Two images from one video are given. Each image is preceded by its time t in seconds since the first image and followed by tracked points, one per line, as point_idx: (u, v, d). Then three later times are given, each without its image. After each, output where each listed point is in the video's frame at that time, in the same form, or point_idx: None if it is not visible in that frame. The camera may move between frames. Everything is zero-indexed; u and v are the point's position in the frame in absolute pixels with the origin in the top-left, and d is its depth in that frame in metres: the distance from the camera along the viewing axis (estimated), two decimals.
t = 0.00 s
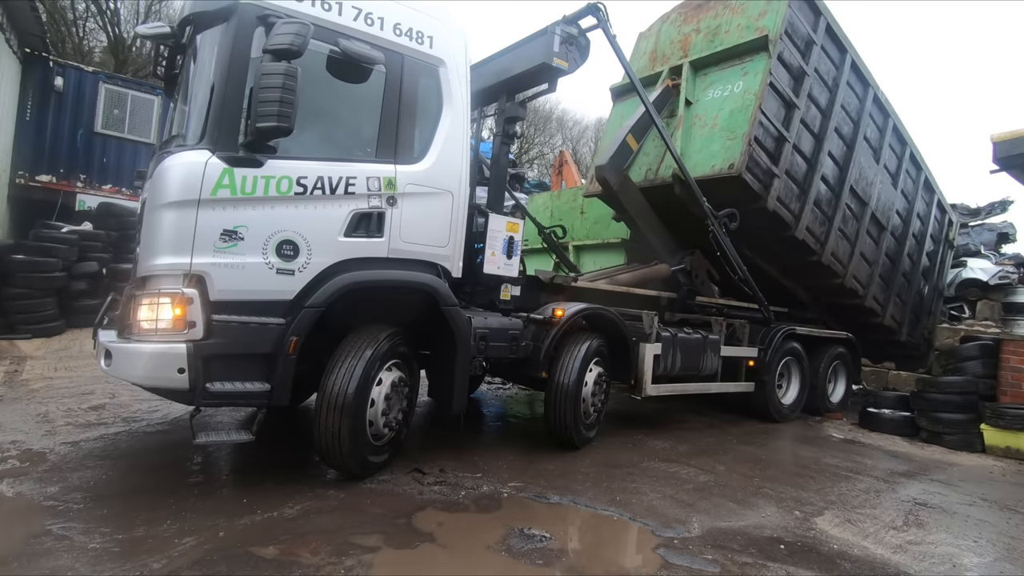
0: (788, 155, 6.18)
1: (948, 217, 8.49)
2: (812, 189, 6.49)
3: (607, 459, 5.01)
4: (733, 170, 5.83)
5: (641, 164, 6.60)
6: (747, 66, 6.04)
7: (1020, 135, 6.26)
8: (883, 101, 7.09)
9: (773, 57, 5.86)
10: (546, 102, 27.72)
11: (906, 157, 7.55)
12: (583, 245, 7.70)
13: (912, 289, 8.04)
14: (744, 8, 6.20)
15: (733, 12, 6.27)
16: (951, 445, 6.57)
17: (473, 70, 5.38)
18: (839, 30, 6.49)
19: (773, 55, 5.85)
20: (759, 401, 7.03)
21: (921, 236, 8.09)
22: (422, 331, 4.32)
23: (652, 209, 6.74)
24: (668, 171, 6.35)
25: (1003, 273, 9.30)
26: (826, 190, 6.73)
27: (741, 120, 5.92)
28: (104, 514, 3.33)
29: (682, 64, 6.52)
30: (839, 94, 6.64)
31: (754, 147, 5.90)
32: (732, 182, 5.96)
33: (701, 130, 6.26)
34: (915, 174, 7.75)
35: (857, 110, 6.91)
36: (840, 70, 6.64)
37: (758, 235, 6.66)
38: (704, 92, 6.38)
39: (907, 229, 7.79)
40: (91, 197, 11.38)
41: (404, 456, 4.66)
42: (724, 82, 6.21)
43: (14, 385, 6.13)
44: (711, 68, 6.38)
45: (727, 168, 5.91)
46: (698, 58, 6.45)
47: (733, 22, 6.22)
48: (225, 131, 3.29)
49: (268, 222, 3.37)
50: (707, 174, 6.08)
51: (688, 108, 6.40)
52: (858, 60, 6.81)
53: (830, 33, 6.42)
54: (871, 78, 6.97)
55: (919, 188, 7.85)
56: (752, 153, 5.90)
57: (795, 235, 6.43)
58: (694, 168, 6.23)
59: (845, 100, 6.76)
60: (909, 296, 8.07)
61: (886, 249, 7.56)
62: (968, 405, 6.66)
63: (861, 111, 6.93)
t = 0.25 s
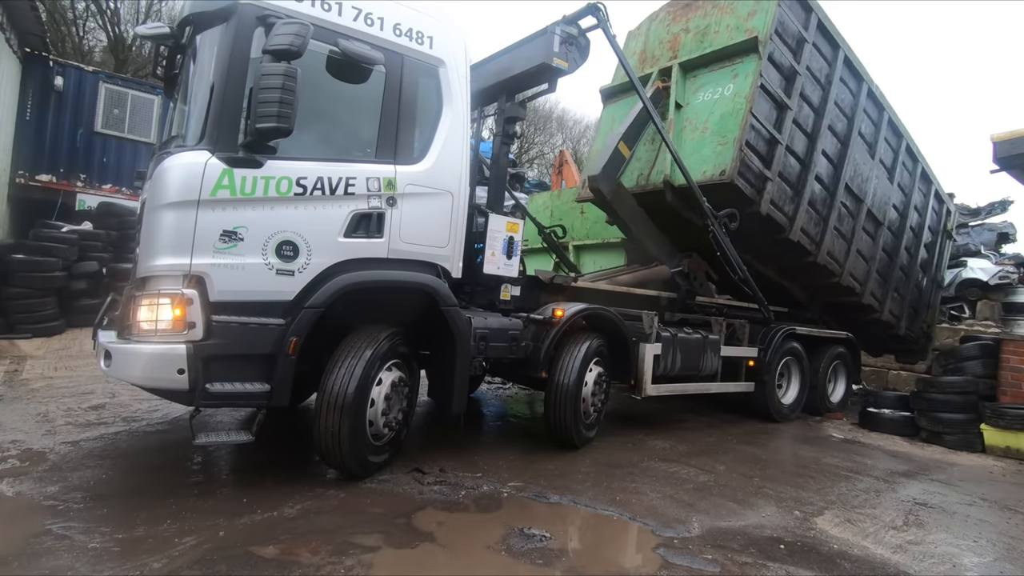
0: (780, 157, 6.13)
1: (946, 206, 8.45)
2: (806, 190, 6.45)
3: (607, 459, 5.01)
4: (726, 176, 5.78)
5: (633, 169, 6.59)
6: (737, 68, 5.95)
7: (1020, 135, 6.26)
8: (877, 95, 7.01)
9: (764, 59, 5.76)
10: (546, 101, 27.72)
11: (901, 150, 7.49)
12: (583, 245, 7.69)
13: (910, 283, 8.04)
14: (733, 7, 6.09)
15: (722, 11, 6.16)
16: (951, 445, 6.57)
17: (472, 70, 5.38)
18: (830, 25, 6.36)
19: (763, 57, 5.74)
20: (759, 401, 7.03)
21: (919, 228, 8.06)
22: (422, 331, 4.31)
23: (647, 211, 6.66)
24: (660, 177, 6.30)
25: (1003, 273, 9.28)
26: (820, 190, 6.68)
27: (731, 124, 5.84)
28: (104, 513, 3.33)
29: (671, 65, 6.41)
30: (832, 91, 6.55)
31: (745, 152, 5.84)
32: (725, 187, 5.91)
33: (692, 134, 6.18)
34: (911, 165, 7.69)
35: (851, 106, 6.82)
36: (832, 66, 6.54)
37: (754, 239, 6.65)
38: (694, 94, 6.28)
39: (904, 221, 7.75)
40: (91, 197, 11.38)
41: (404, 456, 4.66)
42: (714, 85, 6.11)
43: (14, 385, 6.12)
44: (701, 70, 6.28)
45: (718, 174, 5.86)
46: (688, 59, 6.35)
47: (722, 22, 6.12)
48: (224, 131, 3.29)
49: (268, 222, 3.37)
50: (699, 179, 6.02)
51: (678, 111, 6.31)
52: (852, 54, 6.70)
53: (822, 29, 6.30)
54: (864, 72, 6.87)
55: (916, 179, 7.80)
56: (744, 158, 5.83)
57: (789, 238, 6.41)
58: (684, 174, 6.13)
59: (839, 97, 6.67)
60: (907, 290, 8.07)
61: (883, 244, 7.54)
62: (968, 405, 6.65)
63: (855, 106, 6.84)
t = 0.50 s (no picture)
0: (773, 159, 6.10)
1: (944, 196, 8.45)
2: (800, 191, 6.43)
3: (607, 459, 5.01)
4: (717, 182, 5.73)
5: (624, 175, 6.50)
6: (727, 70, 5.87)
7: (1020, 135, 6.26)
8: (871, 90, 6.97)
9: (754, 62, 5.68)
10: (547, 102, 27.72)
11: (897, 144, 7.46)
12: (583, 245, 7.68)
13: (908, 278, 8.04)
14: (722, 7, 5.99)
15: (711, 10, 6.07)
16: (951, 445, 6.57)
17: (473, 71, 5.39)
18: (822, 21, 6.28)
19: (753, 59, 5.66)
20: (759, 400, 7.03)
21: (916, 221, 8.04)
22: (422, 331, 4.31)
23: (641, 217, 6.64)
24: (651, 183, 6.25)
25: (1003, 273, 9.30)
26: (815, 189, 6.67)
27: (722, 128, 5.77)
28: (104, 513, 3.32)
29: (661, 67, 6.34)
30: (825, 88, 6.49)
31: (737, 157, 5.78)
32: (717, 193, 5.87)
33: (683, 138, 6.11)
34: (908, 158, 7.65)
35: (845, 102, 6.78)
36: (824, 63, 6.48)
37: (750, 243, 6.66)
38: (684, 96, 6.20)
39: (901, 215, 7.73)
40: (91, 197, 11.38)
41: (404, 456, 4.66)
42: (705, 87, 6.04)
43: (14, 384, 6.12)
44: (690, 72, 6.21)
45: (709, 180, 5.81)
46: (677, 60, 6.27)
47: (711, 22, 6.03)
48: (225, 131, 3.29)
49: (269, 222, 3.37)
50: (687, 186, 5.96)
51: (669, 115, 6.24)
52: (844, 50, 6.64)
53: (813, 26, 6.21)
54: (858, 67, 6.81)
55: (912, 172, 7.77)
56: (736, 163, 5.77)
57: (784, 240, 6.41)
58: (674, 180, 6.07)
59: (832, 94, 6.62)
60: (904, 286, 8.08)
61: (880, 240, 7.53)
62: (968, 405, 6.65)
63: (849, 103, 6.79)
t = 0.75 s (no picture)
0: (764, 163, 6.08)
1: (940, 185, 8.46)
2: (792, 194, 6.42)
3: (607, 459, 5.01)
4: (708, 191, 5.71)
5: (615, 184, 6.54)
6: (716, 74, 5.85)
7: (1020, 135, 6.26)
8: (863, 85, 6.93)
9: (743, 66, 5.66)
10: (546, 102, 27.73)
11: (891, 137, 7.44)
12: (583, 245, 7.68)
13: (905, 274, 8.06)
14: (710, 8, 5.96)
15: (699, 12, 6.04)
16: (951, 445, 6.57)
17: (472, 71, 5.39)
18: (812, 18, 6.23)
19: (741, 64, 5.64)
20: (759, 400, 7.03)
21: (913, 213, 8.05)
22: (422, 331, 4.31)
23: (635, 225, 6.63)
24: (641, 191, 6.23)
25: (1003, 273, 9.37)
26: (808, 189, 6.66)
27: (712, 135, 5.75)
28: (104, 513, 3.33)
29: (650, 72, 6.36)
30: (817, 86, 6.44)
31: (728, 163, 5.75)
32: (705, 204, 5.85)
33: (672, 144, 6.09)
34: (902, 151, 7.64)
35: (837, 100, 6.75)
36: (815, 62, 6.43)
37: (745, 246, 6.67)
38: (674, 100, 6.19)
39: (897, 208, 7.73)
40: (91, 197, 11.39)
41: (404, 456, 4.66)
42: (694, 92, 6.02)
43: (14, 385, 6.12)
44: (679, 76, 6.20)
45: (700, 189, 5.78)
46: (666, 64, 6.26)
47: (699, 24, 6.01)
48: (224, 132, 3.29)
49: (269, 223, 3.37)
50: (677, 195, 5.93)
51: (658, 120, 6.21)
52: (835, 46, 6.59)
53: (802, 23, 6.15)
54: (850, 63, 6.77)
55: (908, 165, 7.76)
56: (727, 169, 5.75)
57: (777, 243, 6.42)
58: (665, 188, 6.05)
59: (824, 92, 6.58)
60: (902, 282, 8.09)
61: (876, 236, 7.53)
62: (968, 405, 6.65)
63: (841, 100, 6.76)
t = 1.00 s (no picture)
0: (755, 169, 6.09)
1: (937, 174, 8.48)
2: (784, 197, 6.41)
3: (608, 459, 5.01)
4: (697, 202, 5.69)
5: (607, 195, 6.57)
6: (704, 81, 5.83)
7: (1019, 134, 6.26)
8: (855, 82, 6.92)
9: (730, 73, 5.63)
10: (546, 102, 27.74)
11: (886, 131, 7.44)
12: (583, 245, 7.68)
13: (903, 270, 8.07)
14: (696, 11, 5.92)
15: (685, 15, 6.00)
16: (951, 445, 6.57)
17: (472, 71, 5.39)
18: (801, 16, 6.19)
19: (729, 70, 5.61)
20: (759, 401, 7.03)
21: (909, 206, 8.05)
22: (422, 331, 4.31)
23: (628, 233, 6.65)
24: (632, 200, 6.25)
25: (1003, 273, 9.41)
26: (802, 191, 6.65)
27: (701, 144, 5.75)
28: (103, 514, 3.33)
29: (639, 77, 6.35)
30: (807, 85, 6.43)
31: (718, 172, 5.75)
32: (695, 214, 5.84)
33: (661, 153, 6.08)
34: (897, 145, 7.63)
35: (829, 98, 6.74)
36: (805, 61, 6.40)
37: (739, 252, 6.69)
38: (664, 106, 6.18)
39: (893, 202, 7.73)
40: (91, 197, 11.39)
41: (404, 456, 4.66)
42: (683, 98, 6.01)
43: (14, 385, 6.13)
44: (667, 81, 6.18)
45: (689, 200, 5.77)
46: (654, 68, 6.24)
47: (686, 27, 5.98)
48: (223, 133, 3.29)
49: (269, 223, 3.38)
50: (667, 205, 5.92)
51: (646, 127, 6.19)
52: (825, 43, 6.56)
53: (791, 23, 6.12)
54: (841, 59, 6.76)
55: (903, 158, 7.76)
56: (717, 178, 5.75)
57: (771, 248, 6.44)
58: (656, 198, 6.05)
59: (815, 91, 6.57)
60: (899, 278, 8.11)
61: (871, 234, 7.54)
62: (968, 405, 6.65)
63: (833, 98, 6.75)
